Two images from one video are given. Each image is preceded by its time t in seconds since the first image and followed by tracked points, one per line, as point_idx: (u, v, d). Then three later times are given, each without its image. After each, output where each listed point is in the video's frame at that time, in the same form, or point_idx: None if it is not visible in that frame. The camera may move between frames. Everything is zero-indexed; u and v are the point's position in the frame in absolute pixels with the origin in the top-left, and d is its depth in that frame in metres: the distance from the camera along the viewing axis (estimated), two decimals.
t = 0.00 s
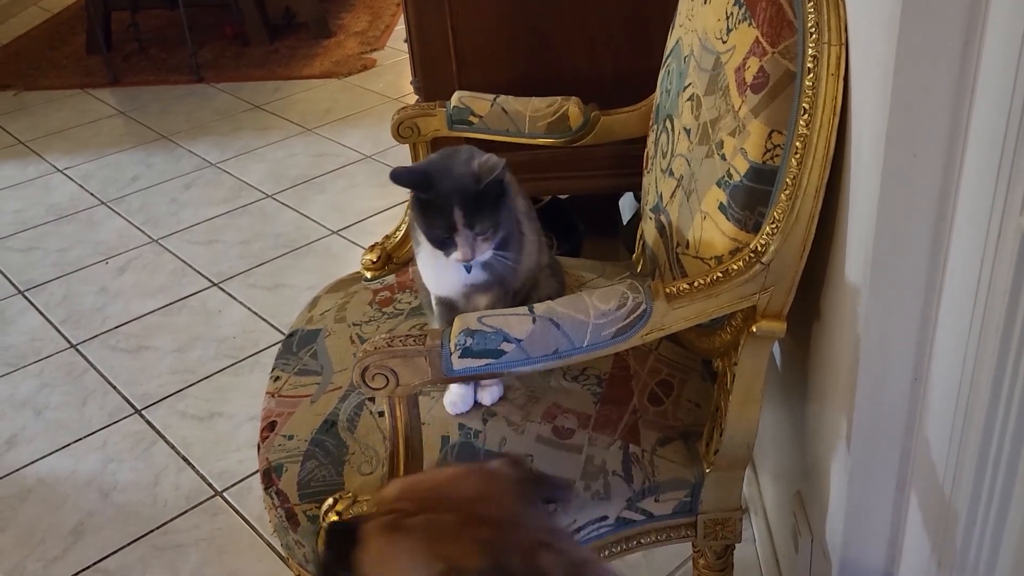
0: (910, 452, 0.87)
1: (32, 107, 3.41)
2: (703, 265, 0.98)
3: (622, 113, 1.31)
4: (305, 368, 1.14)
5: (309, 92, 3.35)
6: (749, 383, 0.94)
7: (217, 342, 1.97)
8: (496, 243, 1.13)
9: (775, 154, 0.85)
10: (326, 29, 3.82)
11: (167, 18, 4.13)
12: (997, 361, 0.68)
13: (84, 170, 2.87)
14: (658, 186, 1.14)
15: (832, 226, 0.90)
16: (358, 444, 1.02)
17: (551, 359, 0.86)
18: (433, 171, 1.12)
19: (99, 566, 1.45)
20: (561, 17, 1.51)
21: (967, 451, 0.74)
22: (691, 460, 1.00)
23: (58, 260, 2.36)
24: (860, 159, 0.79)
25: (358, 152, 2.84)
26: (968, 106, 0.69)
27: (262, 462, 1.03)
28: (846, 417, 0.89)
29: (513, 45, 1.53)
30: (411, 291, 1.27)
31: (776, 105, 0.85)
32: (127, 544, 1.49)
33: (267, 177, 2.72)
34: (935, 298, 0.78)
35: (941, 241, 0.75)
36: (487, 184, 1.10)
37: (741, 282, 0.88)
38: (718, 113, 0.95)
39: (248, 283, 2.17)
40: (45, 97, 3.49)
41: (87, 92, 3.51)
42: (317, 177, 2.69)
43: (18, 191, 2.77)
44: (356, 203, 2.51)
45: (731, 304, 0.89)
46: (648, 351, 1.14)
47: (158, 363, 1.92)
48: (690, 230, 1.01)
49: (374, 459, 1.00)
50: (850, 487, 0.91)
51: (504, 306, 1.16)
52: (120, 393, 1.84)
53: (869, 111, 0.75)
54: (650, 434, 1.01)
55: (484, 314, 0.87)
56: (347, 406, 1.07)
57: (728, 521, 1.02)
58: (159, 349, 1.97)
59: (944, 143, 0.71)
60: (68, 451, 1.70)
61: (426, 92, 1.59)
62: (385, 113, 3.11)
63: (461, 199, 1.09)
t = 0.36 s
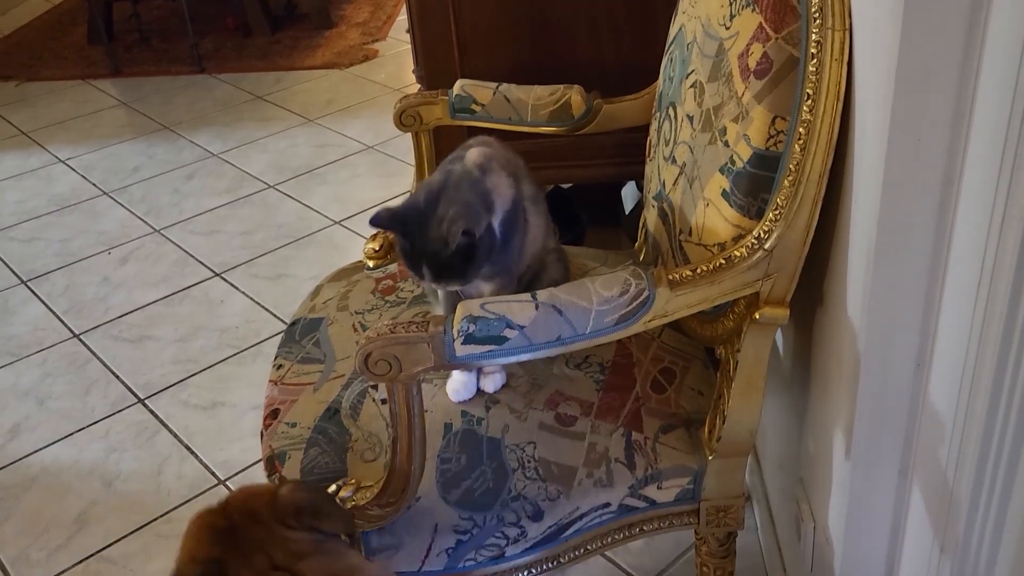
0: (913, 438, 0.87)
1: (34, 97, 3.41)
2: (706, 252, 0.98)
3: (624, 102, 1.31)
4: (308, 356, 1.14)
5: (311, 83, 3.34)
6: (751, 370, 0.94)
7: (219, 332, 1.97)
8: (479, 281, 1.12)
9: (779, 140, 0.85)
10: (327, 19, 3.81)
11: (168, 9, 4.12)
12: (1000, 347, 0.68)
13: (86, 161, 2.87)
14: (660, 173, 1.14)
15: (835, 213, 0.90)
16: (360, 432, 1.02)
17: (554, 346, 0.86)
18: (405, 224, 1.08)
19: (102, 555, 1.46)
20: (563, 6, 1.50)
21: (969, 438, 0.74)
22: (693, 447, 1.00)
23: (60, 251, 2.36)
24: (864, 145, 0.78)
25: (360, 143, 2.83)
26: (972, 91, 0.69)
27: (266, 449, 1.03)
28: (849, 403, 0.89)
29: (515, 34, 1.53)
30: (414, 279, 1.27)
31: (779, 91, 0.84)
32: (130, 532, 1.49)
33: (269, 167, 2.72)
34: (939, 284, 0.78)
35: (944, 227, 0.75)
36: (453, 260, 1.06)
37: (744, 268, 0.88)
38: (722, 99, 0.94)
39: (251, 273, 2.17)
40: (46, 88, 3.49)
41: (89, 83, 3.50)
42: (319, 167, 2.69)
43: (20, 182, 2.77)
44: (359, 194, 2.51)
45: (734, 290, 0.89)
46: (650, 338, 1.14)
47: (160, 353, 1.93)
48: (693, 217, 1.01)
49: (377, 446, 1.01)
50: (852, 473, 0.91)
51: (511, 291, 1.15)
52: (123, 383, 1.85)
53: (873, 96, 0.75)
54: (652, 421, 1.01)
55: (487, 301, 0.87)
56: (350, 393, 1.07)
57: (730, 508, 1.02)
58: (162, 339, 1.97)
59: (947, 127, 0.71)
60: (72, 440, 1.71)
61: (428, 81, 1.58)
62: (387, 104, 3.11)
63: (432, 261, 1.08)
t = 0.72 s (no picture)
0: (920, 434, 0.87)
1: (39, 90, 3.41)
2: (714, 249, 0.98)
3: (632, 98, 1.31)
4: (317, 351, 1.15)
5: (316, 76, 3.34)
6: (758, 366, 0.95)
7: (227, 326, 1.98)
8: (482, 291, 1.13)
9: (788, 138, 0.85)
10: (332, 13, 3.81)
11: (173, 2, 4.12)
12: (1010, 345, 0.68)
13: (92, 154, 2.87)
14: (668, 170, 1.14)
15: (844, 210, 0.90)
16: (370, 427, 1.03)
17: (563, 343, 0.87)
18: (411, 276, 1.13)
19: (112, 546, 1.47)
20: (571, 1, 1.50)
21: (977, 435, 0.75)
22: (701, 443, 1.00)
23: (66, 244, 2.37)
24: (874, 143, 0.79)
25: (366, 137, 2.83)
26: (982, 88, 0.69)
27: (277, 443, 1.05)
28: (856, 400, 0.90)
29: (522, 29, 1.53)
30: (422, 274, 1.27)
31: (789, 89, 0.85)
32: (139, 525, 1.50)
33: (275, 161, 2.72)
34: (947, 282, 0.78)
35: (954, 224, 0.75)
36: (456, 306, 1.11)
37: (753, 265, 0.88)
38: (730, 96, 0.95)
39: (257, 267, 2.18)
40: (52, 81, 3.49)
41: (94, 76, 3.51)
42: (324, 161, 2.69)
43: (26, 175, 2.78)
44: (365, 187, 2.51)
45: (743, 288, 0.90)
46: (657, 334, 1.14)
47: (167, 347, 1.93)
48: (702, 213, 1.01)
49: (386, 441, 1.02)
50: (858, 469, 0.91)
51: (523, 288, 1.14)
52: (130, 376, 1.85)
53: (883, 94, 0.75)
54: (660, 417, 1.01)
55: (496, 297, 0.87)
56: (359, 388, 1.07)
57: (736, 503, 1.03)
58: (168, 332, 1.98)
59: (957, 125, 0.71)
60: (80, 433, 1.72)
61: (435, 76, 1.59)
62: (392, 97, 3.11)
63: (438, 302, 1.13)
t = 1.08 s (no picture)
0: (929, 434, 0.87)
1: (43, 85, 3.41)
2: (722, 247, 0.98)
3: (639, 95, 1.31)
4: (323, 348, 1.15)
5: (319, 72, 3.34)
6: (766, 365, 0.94)
7: (231, 322, 1.98)
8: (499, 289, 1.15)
9: (797, 137, 0.85)
10: (336, 8, 3.81)
11: None
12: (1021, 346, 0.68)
13: (96, 149, 2.87)
14: (676, 167, 1.14)
15: (853, 209, 0.90)
16: (377, 424, 1.04)
17: (572, 341, 0.87)
18: (437, 280, 1.10)
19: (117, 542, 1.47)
20: None
21: (986, 435, 0.74)
22: (708, 441, 1.00)
23: (71, 239, 2.37)
24: (884, 142, 0.78)
25: (370, 133, 2.83)
26: (994, 89, 0.69)
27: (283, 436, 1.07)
28: (864, 399, 0.90)
29: (528, 25, 1.53)
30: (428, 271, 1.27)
31: (799, 87, 0.84)
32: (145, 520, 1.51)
33: (279, 157, 2.72)
34: (957, 282, 0.78)
35: (965, 224, 0.75)
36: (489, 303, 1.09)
37: (761, 264, 0.88)
38: (739, 94, 0.94)
39: (261, 263, 2.18)
40: (56, 76, 3.49)
41: (98, 71, 3.50)
42: (329, 157, 2.69)
43: (30, 170, 2.78)
44: (370, 183, 2.51)
45: (751, 287, 0.90)
46: (664, 332, 1.14)
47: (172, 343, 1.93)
48: (710, 211, 1.01)
49: (393, 438, 1.02)
50: (866, 468, 0.91)
51: (531, 286, 1.15)
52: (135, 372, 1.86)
53: (894, 93, 0.75)
54: (666, 415, 1.01)
55: (504, 295, 0.87)
56: (366, 385, 1.08)
57: (743, 502, 1.03)
58: (173, 328, 1.98)
59: (969, 125, 0.71)
60: (85, 429, 1.72)
61: (441, 72, 1.58)
62: (397, 93, 3.10)
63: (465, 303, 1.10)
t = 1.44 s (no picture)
0: (940, 435, 0.87)
1: (46, 82, 3.41)
2: (732, 246, 0.97)
3: (647, 94, 1.30)
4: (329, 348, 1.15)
5: (323, 69, 3.33)
6: (776, 366, 0.94)
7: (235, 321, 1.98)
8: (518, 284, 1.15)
9: (809, 136, 0.84)
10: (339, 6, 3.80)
11: None
12: None
13: (99, 147, 2.87)
14: (684, 167, 1.14)
15: (864, 209, 0.89)
16: (384, 424, 1.05)
17: (581, 341, 0.86)
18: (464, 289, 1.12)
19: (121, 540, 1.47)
20: None
21: (1000, 437, 0.74)
22: (716, 441, 1.00)
23: (74, 237, 2.37)
24: (897, 142, 0.78)
25: (374, 131, 2.82)
26: (1010, 87, 0.68)
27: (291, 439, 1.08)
28: (874, 400, 0.90)
29: (534, 24, 1.52)
30: (434, 270, 1.26)
31: (810, 86, 0.84)
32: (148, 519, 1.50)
33: (282, 155, 2.71)
34: (970, 282, 0.77)
35: (979, 224, 0.74)
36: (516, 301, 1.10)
37: (771, 264, 0.88)
38: (750, 93, 0.94)
39: (265, 261, 2.18)
40: (59, 73, 3.49)
41: (101, 68, 3.50)
42: (332, 155, 2.68)
43: (34, 167, 2.77)
44: (374, 181, 2.50)
45: (761, 287, 0.89)
46: (672, 332, 1.14)
47: (176, 341, 1.93)
48: (719, 211, 1.00)
49: (400, 439, 1.03)
50: (876, 470, 0.91)
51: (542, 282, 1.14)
52: (139, 370, 1.85)
53: (908, 92, 0.75)
54: (675, 416, 1.01)
55: (514, 294, 0.87)
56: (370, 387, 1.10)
57: (751, 503, 1.02)
58: (176, 327, 1.97)
59: (984, 124, 0.70)
60: (89, 427, 1.71)
61: (446, 70, 1.58)
62: (400, 91, 3.10)
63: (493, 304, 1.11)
